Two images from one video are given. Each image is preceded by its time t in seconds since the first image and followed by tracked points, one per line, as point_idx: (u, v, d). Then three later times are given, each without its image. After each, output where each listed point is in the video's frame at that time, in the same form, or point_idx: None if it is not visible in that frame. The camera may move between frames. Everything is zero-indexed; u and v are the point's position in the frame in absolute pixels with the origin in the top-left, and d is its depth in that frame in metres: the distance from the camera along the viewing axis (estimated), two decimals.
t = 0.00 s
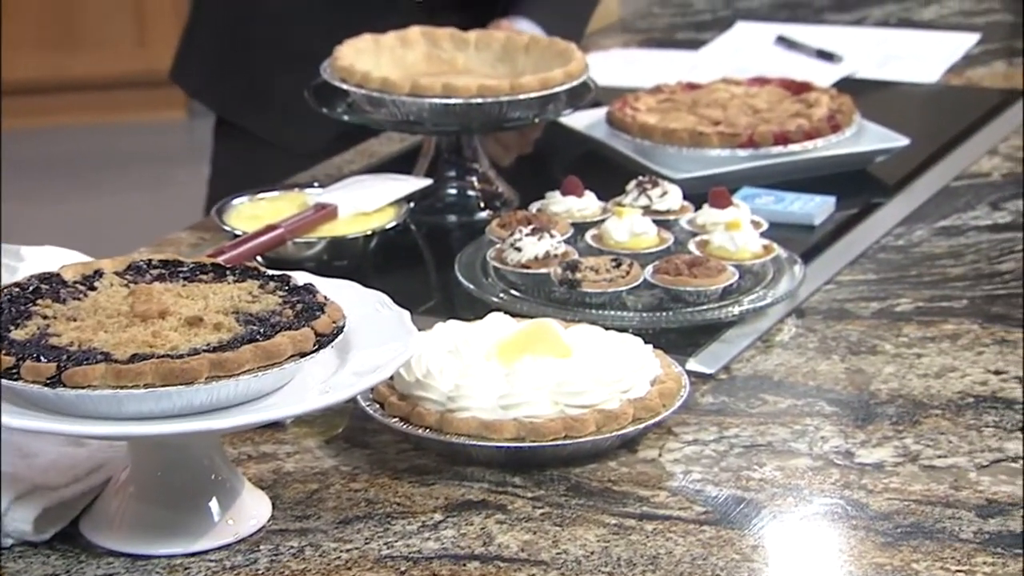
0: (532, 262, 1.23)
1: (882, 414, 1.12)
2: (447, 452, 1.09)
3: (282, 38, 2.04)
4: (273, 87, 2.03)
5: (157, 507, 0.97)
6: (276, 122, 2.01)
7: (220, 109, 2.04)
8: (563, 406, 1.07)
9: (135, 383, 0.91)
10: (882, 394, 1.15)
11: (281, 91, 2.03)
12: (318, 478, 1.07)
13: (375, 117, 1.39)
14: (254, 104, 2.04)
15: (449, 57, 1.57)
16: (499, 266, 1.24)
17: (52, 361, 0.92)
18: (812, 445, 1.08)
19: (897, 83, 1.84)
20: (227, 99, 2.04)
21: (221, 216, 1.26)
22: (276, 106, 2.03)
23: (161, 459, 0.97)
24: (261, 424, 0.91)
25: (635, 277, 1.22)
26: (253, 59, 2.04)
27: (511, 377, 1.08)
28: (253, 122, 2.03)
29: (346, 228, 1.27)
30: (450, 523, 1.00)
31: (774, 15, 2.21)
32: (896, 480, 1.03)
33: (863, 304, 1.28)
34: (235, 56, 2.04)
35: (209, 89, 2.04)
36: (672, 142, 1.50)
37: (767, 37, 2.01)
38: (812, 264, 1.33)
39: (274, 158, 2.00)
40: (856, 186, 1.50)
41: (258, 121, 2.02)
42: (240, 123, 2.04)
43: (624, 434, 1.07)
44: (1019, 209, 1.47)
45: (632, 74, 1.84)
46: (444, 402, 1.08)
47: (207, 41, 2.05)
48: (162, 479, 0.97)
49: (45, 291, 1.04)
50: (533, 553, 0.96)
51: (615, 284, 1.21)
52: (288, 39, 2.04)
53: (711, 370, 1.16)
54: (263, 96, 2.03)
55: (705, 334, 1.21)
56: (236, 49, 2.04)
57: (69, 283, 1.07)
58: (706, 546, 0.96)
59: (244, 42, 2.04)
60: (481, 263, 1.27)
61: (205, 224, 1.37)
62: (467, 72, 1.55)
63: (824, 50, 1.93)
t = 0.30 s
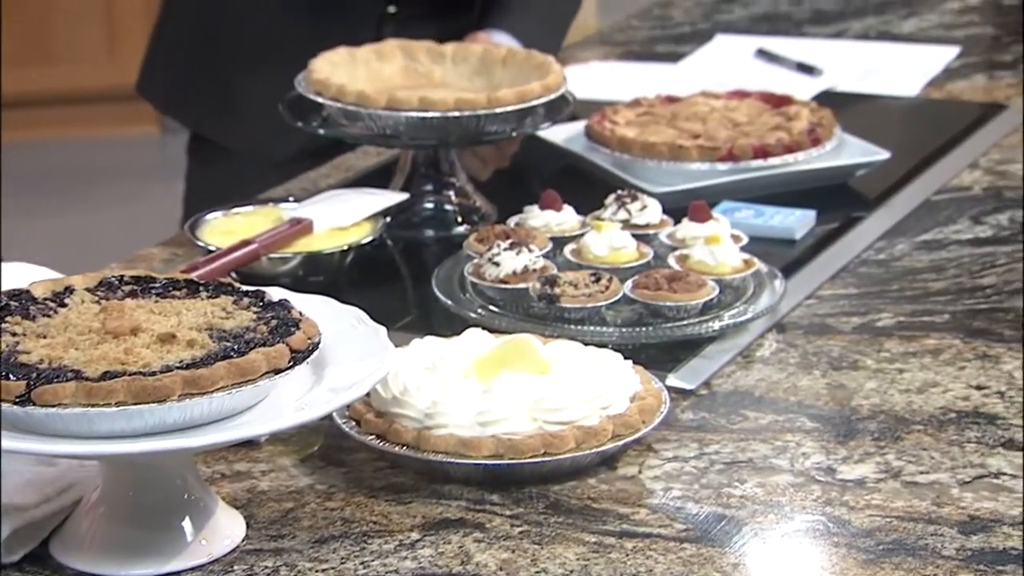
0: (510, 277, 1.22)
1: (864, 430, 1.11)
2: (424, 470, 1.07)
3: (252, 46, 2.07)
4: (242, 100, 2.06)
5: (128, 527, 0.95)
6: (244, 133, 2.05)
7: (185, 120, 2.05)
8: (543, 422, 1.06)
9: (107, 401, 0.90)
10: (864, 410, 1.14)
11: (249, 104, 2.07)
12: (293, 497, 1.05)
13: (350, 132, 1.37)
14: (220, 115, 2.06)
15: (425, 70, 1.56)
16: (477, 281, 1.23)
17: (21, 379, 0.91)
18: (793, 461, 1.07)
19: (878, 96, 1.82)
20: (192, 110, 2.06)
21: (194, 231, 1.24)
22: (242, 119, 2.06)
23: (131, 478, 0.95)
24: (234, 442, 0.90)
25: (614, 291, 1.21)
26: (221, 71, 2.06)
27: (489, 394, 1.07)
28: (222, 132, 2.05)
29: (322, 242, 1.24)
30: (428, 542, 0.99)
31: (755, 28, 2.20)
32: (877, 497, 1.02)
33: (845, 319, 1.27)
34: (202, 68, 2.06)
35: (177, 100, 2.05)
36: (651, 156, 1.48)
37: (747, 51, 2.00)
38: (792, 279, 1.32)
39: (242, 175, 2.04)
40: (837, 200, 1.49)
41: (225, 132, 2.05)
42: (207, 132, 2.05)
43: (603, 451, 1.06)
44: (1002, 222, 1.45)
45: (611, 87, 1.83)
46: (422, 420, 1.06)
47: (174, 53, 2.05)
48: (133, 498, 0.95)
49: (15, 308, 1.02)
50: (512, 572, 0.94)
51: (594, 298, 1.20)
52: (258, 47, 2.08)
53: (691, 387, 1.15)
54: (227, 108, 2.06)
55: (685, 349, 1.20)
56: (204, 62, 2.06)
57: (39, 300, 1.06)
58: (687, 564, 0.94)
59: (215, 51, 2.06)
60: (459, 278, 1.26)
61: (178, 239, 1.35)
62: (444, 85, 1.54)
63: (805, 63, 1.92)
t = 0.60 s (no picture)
0: (487, 293, 1.20)
1: (846, 448, 1.09)
2: (400, 490, 1.05)
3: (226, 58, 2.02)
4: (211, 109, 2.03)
5: (98, 550, 0.93)
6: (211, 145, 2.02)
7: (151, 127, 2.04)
8: (520, 440, 1.04)
9: (76, 422, 0.87)
10: (846, 427, 1.12)
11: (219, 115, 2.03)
12: (267, 518, 1.03)
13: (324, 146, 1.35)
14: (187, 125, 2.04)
15: (400, 84, 1.53)
16: (454, 298, 1.20)
17: None
18: (775, 480, 1.05)
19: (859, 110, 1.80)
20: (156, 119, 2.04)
21: (164, 249, 1.21)
22: (209, 132, 2.03)
23: (101, 500, 0.92)
24: (205, 463, 0.88)
25: (593, 308, 1.19)
26: (192, 81, 2.03)
27: (466, 412, 1.05)
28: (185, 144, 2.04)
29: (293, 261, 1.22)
30: (404, 564, 0.97)
31: (735, 42, 2.18)
32: (860, 515, 1.01)
33: (827, 335, 1.24)
34: (172, 77, 2.02)
35: (142, 108, 2.03)
36: (630, 170, 1.46)
37: (726, 65, 1.99)
38: (774, 294, 1.30)
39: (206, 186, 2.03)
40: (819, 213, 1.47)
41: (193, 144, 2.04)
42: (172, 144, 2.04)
43: (582, 470, 1.04)
44: (985, 237, 1.42)
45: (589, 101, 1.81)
46: (398, 439, 1.04)
47: (140, 56, 2.00)
48: (103, 519, 0.93)
49: None
50: None
51: (573, 315, 1.18)
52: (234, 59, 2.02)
53: (671, 404, 1.13)
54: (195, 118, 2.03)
55: (666, 367, 1.18)
56: (177, 68, 2.02)
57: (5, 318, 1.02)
58: None
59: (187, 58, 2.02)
60: (435, 294, 1.23)
61: (149, 256, 1.33)
62: (420, 98, 1.52)
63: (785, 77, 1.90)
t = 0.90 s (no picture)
0: (465, 311, 1.18)
1: (830, 469, 1.07)
2: (377, 513, 1.03)
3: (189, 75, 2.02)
4: (174, 125, 2.02)
5: None
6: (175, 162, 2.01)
7: (110, 141, 2.02)
8: (498, 461, 1.02)
9: (44, 445, 0.85)
10: (829, 447, 1.10)
11: (182, 129, 2.02)
12: (239, 542, 1.01)
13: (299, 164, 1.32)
14: (150, 140, 2.02)
15: (375, 99, 1.51)
16: (431, 317, 1.18)
17: None
18: (757, 501, 1.03)
19: (841, 126, 1.79)
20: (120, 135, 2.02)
21: (136, 269, 1.18)
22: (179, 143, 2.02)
23: (72, 522, 0.88)
24: (175, 486, 0.86)
25: (573, 327, 1.17)
26: (155, 95, 2.02)
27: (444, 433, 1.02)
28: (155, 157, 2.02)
29: (268, 278, 1.19)
30: None
31: (715, 57, 2.17)
32: (844, 537, 0.99)
33: (809, 353, 1.22)
34: (133, 89, 2.02)
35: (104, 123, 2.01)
36: (609, 187, 1.43)
37: (706, 80, 1.98)
38: (757, 312, 1.27)
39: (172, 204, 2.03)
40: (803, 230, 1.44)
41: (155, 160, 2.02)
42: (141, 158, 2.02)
43: (562, 491, 1.02)
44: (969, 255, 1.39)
45: (568, 118, 1.79)
46: (374, 460, 1.02)
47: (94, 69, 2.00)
48: (73, 544, 0.88)
49: None
50: None
51: (552, 334, 1.16)
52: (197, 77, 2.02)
53: (651, 425, 1.11)
54: (158, 133, 2.02)
55: (646, 387, 1.16)
56: (139, 83, 2.02)
57: None
58: None
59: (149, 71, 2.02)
60: (412, 313, 1.21)
61: (119, 275, 1.30)
62: (395, 115, 1.49)
63: (766, 92, 1.89)
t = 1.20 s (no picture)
0: (444, 331, 1.15)
1: (816, 490, 1.05)
2: (355, 537, 1.01)
3: (161, 83, 2.00)
4: (150, 135, 2.00)
5: None
6: (153, 174, 2.00)
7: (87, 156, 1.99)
8: (478, 483, 0.99)
9: (13, 468, 0.83)
10: (815, 469, 1.07)
11: (160, 139, 2.00)
12: (213, 568, 0.99)
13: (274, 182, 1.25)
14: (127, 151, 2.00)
15: (353, 115, 1.43)
16: (410, 337, 1.15)
17: None
18: (742, 523, 1.01)
19: (826, 143, 1.76)
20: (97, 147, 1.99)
21: (106, 288, 1.16)
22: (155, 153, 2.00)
23: (46, 551, 0.82)
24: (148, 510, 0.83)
25: (555, 346, 1.14)
26: (128, 107, 1.99)
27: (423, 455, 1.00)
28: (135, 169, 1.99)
29: (243, 297, 1.16)
30: None
31: (698, 72, 2.15)
32: (830, 561, 0.96)
33: (794, 374, 1.19)
34: (105, 102, 1.99)
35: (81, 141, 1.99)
36: (591, 205, 1.39)
37: (689, 96, 1.96)
38: (741, 331, 1.24)
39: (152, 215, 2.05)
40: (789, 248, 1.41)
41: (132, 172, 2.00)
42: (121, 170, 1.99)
43: (544, 514, 0.99)
44: (957, 273, 1.36)
45: (548, 134, 1.77)
46: (351, 483, 1.00)
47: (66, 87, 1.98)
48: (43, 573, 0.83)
49: None
50: None
51: (533, 354, 1.13)
52: (170, 86, 2.01)
53: (635, 447, 1.09)
54: (133, 143, 2.00)
55: (628, 408, 1.13)
56: (109, 95, 1.99)
57: None
58: None
59: (117, 79, 1.99)
60: (389, 333, 1.18)
61: (91, 294, 1.28)
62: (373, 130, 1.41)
63: (750, 108, 1.87)
